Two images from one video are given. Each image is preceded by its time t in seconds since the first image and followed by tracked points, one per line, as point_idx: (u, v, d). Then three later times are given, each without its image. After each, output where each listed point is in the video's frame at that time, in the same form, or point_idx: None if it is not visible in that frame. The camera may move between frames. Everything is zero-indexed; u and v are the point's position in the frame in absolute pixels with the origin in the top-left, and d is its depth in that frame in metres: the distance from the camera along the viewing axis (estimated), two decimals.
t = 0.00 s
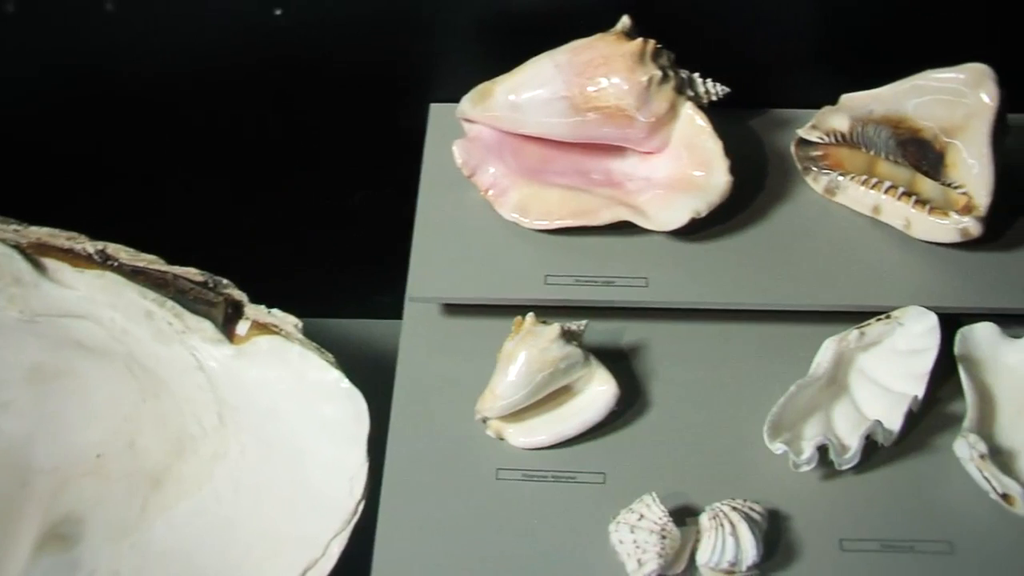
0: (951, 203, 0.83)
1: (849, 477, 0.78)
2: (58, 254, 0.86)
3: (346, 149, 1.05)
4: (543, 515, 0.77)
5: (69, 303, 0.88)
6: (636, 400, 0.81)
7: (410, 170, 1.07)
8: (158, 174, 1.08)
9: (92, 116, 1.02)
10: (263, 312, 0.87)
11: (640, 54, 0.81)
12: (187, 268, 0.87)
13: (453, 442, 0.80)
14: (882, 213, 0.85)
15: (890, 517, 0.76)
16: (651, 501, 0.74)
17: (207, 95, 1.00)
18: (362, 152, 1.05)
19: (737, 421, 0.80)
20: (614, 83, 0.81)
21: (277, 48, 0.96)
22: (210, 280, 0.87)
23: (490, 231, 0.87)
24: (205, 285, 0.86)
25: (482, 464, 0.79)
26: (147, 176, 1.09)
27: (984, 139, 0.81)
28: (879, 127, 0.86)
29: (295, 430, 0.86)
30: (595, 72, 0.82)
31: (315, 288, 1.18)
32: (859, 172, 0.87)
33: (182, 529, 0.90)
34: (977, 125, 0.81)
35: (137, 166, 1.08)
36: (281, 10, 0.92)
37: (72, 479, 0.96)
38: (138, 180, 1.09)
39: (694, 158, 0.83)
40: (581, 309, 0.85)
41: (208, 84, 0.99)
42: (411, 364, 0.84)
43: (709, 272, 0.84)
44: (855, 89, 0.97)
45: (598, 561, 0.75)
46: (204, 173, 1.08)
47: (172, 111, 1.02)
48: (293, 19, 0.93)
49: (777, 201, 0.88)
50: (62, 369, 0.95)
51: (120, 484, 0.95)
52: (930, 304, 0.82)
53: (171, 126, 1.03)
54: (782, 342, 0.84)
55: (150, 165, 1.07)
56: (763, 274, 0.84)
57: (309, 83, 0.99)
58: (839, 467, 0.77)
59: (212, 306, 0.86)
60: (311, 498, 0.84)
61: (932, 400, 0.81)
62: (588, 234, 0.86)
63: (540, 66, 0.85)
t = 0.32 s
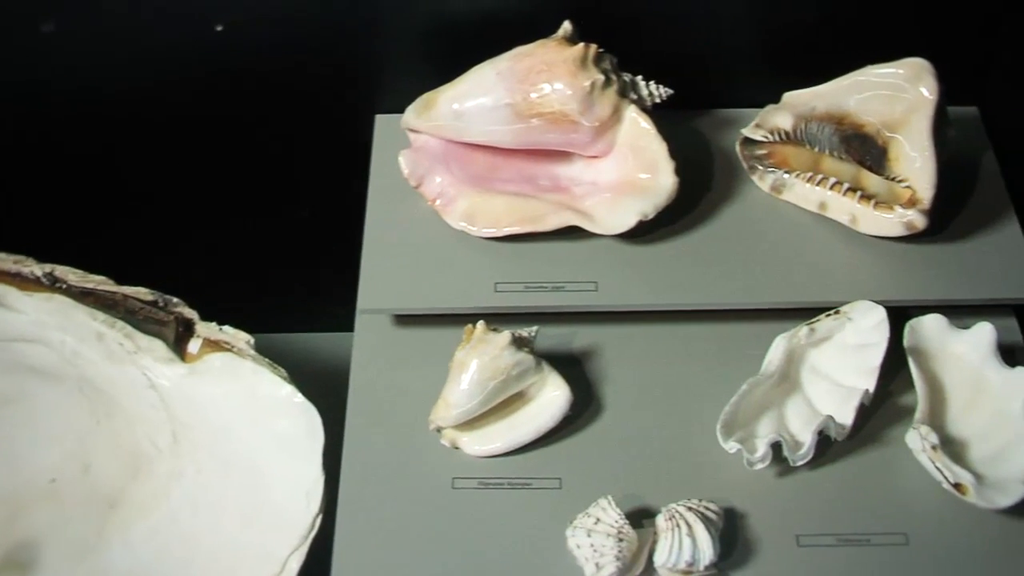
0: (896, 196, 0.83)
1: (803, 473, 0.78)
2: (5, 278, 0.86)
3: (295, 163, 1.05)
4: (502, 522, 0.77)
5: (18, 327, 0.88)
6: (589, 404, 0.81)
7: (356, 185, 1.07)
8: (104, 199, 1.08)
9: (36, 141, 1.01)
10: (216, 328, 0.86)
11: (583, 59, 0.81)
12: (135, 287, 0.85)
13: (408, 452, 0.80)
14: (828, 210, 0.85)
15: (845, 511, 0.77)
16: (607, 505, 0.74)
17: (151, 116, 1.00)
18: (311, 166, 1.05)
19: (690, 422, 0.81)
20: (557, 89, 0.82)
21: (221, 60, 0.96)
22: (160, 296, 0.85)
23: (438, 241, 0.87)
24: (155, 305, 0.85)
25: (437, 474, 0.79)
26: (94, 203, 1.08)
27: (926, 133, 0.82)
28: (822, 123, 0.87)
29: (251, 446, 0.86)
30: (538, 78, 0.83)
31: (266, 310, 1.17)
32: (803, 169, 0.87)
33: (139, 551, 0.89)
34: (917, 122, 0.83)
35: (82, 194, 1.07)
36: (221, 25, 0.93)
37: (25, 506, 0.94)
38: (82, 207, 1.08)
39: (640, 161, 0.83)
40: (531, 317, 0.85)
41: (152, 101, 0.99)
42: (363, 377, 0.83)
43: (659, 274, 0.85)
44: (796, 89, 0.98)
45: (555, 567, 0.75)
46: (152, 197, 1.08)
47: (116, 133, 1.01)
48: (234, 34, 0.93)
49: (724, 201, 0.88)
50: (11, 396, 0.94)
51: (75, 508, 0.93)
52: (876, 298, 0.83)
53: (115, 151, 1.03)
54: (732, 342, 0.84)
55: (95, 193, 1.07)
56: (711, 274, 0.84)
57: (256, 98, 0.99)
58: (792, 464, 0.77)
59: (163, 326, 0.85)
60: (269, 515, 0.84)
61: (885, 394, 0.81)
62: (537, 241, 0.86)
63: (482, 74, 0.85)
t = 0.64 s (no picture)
0: (846, 191, 0.84)
1: (762, 469, 0.79)
2: None
3: (248, 175, 1.05)
4: (463, 529, 0.77)
5: None
6: (547, 408, 0.81)
7: (309, 194, 1.07)
8: (53, 227, 1.07)
9: None
10: (169, 344, 0.86)
11: (530, 63, 0.81)
12: (88, 306, 0.86)
13: (367, 462, 0.80)
14: (779, 207, 0.85)
15: (805, 506, 0.77)
16: (567, 508, 0.74)
17: (100, 135, 0.99)
18: (263, 177, 1.05)
19: (648, 422, 0.81)
20: (505, 94, 0.82)
21: (170, 74, 0.95)
22: (113, 315, 0.86)
23: (391, 249, 0.87)
24: (110, 323, 0.85)
25: (394, 482, 0.79)
26: (43, 232, 1.07)
27: (874, 128, 0.82)
28: (770, 121, 0.87)
29: (210, 463, 0.86)
30: (486, 84, 0.83)
31: (222, 326, 1.16)
32: (753, 167, 0.88)
33: (101, 569, 0.89)
34: (864, 116, 0.83)
35: (31, 224, 1.06)
36: (168, 40, 0.92)
37: None
38: (32, 232, 1.07)
39: (590, 163, 0.84)
40: (485, 321, 0.85)
41: (102, 119, 0.98)
42: (321, 388, 0.83)
43: (612, 276, 0.85)
44: (744, 86, 0.98)
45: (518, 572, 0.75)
46: (103, 218, 1.07)
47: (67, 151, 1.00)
48: (181, 48, 0.93)
49: (675, 201, 0.88)
50: None
51: (35, 526, 0.92)
52: (830, 293, 0.83)
53: (64, 174, 1.02)
54: (687, 342, 0.84)
55: (45, 220, 1.06)
56: (666, 274, 0.85)
57: (205, 109, 0.99)
58: (751, 460, 0.77)
59: (119, 342, 0.85)
60: (231, 529, 0.84)
61: (840, 388, 0.82)
62: (489, 246, 0.86)
63: (430, 82, 0.85)
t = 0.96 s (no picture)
0: (801, 187, 0.84)
1: (725, 468, 0.79)
2: None
3: (204, 186, 1.04)
4: (428, 536, 0.77)
5: None
6: (509, 413, 0.81)
7: (265, 205, 1.06)
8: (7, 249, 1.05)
9: None
10: (129, 361, 0.85)
11: (481, 69, 0.82)
12: (46, 324, 0.85)
13: (329, 473, 0.80)
14: (735, 205, 0.85)
15: (769, 503, 0.77)
16: (531, 512, 0.74)
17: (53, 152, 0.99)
18: (218, 188, 1.05)
19: (610, 424, 0.81)
20: (457, 100, 0.82)
21: (121, 88, 0.95)
22: (71, 332, 0.85)
23: (349, 259, 0.87)
24: (68, 339, 0.85)
25: (358, 491, 0.79)
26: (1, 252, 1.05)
27: (827, 124, 0.83)
28: (724, 120, 0.88)
29: (175, 478, 0.86)
30: (438, 91, 0.83)
31: (181, 342, 1.15)
32: (709, 166, 0.88)
33: None
34: (816, 113, 0.84)
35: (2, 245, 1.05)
36: (118, 55, 0.92)
37: None
38: None
39: (545, 167, 0.84)
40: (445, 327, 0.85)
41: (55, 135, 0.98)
42: (281, 400, 0.83)
43: (570, 280, 0.85)
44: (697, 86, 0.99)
45: None
46: (36, 238, 1.06)
47: (20, 169, 1.00)
48: (131, 62, 0.93)
49: (631, 203, 0.89)
50: None
51: None
52: (788, 289, 0.84)
53: (17, 190, 1.01)
54: (647, 343, 0.84)
55: None
56: (624, 275, 0.85)
57: (159, 122, 0.98)
58: (713, 459, 0.77)
59: (77, 359, 0.84)
60: (197, 544, 0.83)
61: (802, 385, 0.82)
62: (447, 252, 0.86)
63: (383, 90, 0.85)
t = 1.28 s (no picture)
0: (767, 185, 0.84)
1: (697, 466, 0.79)
2: None
3: (171, 195, 1.04)
4: (401, 541, 0.77)
5: None
6: (480, 416, 0.81)
7: (233, 213, 1.06)
8: None
9: None
10: (99, 373, 0.86)
11: (446, 73, 0.82)
12: (14, 337, 0.85)
13: (302, 479, 0.80)
14: (702, 203, 0.85)
15: (741, 500, 0.78)
16: (504, 515, 0.74)
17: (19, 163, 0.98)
18: (186, 197, 1.05)
19: (582, 425, 0.81)
20: (422, 104, 0.82)
21: (87, 97, 0.94)
22: (39, 345, 0.85)
23: (318, 265, 0.87)
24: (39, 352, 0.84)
25: (332, 497, 0.79)
26: None
27: (791, 122, 0.83)
28: (689, 119, 0.88)
29: (150, 489, 0.86)
30: (403, 95, 0.83)
31: (153, 352, 1.15)
32: (675, 166, 0.88)
33: None
34: (781, 110, 0.84)
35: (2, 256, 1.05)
36: (82, 65, 0.92)
37: None
38: None
39: (512, 170, 0.84)
40: (415, 332, 0.85)
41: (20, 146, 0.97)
42: (253, 407, 0.83)
43: (539, 282, 0.85)
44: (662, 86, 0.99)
45: None
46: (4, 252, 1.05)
47: None
48: (96, 71, 0.92)
49: (598, 204, 0.89)
50: None
51: None
52: (757, 286, 0.84)
53: None
54: (617, 344, 0.85)
55: None
56: (592, 276, 0.85)
57: (125, 131, 0.98)
58: (684, 457, 0.77)
59: (47, 373, 0.84)
60: (168, 554, 0.82)
61: (772, 381, 0.82)
62: (415, 257, 0.86)
63: (347, 96, 0.84)
